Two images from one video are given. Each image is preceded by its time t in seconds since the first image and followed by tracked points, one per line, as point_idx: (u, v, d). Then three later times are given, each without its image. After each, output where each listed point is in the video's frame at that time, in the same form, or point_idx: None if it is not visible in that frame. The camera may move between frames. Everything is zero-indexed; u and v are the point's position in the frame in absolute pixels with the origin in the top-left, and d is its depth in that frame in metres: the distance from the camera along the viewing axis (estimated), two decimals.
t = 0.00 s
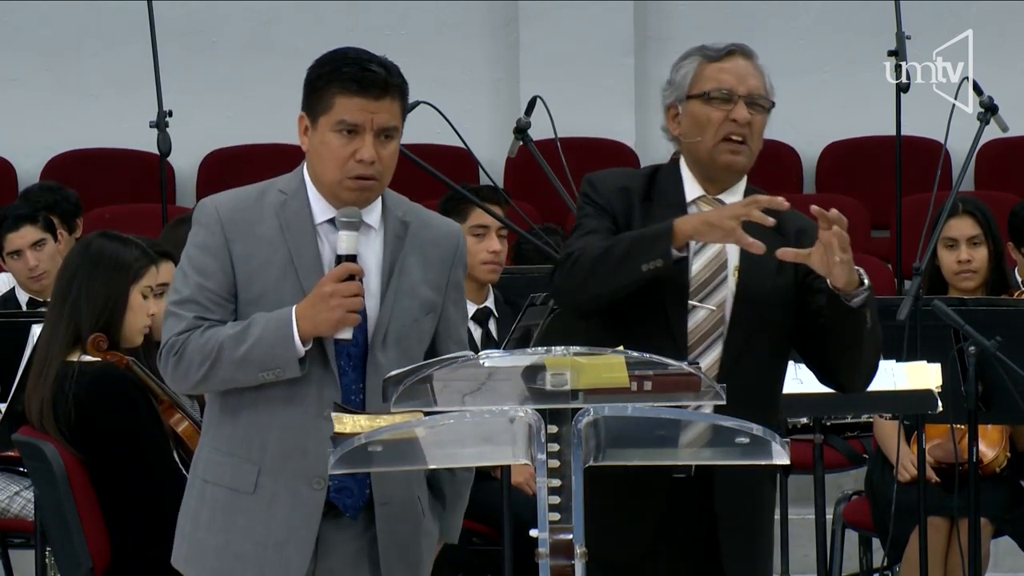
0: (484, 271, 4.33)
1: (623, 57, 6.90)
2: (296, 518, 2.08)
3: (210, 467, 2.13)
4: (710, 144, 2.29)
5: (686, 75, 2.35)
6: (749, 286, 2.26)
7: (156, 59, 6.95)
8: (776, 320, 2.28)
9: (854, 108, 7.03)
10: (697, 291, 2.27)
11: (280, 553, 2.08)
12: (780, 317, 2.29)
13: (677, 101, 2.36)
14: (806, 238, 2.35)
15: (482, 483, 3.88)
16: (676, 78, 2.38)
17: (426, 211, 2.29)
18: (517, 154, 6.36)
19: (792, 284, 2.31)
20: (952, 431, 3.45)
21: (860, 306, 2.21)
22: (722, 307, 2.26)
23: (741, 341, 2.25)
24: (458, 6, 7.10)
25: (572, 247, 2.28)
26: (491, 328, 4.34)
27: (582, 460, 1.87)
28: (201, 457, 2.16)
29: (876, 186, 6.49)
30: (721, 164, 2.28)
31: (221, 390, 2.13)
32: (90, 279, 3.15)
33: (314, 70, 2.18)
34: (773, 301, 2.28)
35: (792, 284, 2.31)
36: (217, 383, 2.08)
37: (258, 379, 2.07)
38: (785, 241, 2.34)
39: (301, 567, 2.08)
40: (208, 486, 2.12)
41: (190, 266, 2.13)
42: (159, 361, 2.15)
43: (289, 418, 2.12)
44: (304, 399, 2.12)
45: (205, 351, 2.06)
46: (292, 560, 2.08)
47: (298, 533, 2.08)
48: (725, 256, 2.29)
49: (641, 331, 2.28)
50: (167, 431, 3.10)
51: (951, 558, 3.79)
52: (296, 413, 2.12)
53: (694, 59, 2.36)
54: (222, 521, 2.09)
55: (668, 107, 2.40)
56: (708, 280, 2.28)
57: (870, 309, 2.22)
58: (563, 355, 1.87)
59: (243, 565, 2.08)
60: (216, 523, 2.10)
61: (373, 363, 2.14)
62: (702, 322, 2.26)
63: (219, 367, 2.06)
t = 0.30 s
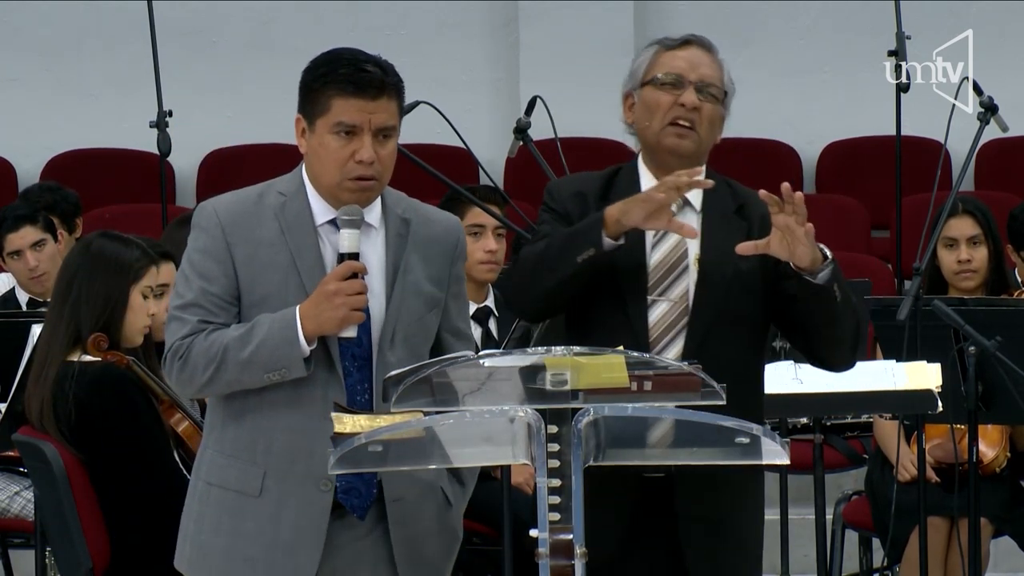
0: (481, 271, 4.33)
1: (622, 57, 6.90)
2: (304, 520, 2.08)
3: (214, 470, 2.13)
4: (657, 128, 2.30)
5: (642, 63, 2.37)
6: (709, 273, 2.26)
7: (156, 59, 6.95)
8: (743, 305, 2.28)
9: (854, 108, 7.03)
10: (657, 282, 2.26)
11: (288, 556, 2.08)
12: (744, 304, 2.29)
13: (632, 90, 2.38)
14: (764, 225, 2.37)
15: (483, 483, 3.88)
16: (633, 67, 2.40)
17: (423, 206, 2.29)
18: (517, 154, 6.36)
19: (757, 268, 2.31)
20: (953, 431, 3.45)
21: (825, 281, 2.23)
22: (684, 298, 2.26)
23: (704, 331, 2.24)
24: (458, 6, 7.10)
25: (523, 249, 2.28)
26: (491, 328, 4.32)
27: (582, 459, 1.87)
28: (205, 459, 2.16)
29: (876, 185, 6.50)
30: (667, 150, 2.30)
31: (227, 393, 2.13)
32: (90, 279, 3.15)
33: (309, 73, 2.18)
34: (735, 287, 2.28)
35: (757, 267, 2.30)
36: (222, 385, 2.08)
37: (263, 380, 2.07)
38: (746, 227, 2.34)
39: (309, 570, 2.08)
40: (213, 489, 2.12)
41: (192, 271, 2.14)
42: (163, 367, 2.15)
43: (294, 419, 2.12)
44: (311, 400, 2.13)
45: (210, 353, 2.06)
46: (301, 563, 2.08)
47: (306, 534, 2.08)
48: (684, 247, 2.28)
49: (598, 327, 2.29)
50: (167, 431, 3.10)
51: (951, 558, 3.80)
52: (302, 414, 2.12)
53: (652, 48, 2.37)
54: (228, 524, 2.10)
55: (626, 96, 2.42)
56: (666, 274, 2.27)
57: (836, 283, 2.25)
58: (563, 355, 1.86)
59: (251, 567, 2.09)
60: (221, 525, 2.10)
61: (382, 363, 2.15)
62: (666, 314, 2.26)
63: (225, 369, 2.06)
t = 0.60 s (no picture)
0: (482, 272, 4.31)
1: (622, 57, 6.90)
2: (304, 522, 2.10)
3: (210, 473, 2.14)
4: (614, 124, 2.39)
5: (595, 68, 2.48)
6: (679, 271, 2.33)
7: (156, 59, 6.95)
8: (716, 299, 2.34)
9: (854, 108, 7.03)
10: (629, 284, 2.35)
11: (286, 557, 2.09)
12: (720, 296, 2.35)
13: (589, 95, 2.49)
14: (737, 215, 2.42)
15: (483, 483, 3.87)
16: (589, 75, 2.51)
17: (415, 205, 2.31)
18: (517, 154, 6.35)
19: (731, 261, 2.37)
20: (953, 431, 3.44)
21: (802, 263, 2.26)
22: (656, 295, 2.35)
23: (680, 325, 2.32)
24: (458, 6, 7.10)
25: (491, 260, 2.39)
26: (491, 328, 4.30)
27: (582, 459, 1.87)
28: (200, 462, 2.17)
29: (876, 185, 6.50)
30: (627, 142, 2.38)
31: (223, 395, 2.14)
32: (91, 279, 3.15)
33: (298, 73, 2.22)
34: (709, 281, 2.34)
35: (731, 260, 2.36)
36: (218, 387, 2.10)
37: (259, 381, 2.08)
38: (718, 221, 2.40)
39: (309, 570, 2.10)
40: (209, 492, 2.13)
41: (185, 275, 2.15)
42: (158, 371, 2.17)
43: (291, 419, 2.14)
44: (306, 401, 2.14)
45: (205, 356, 2.08)
46: (298, 563, 2.10)
47: (305, 536, 2.10)
48: (654, 244, 2.37)
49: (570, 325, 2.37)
50: (167, 432, 3.10)
51: (951, 558, 3.80)
52: (298, 414, 2.14)
53: (603, 53, 2.48)
54: (225, 527, 2.11)
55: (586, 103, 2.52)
56: (637, 273, 2.35)
57: (812, 265, 2.28)
58: (564, 355, 1.86)
59: (249, 568, 2.10)
60: (218, 529, 2.11)
61: (378, 362, 2.16)
62: (640, 312, 2.35)
63: (220, 371, 2.08)
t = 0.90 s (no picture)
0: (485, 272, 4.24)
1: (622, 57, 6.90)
2: (289, 519, 2.10)
3: (197, 473, 2.13)
4: (583, 138, 2.42)
5: (551, 87, 2.52)
6: (664, 276, 2.34)
7: (156, 59, 6.95)
8: (705, 301, 2.35)
9: (854, 108, 7.03)
10: (615, 291, 2.37)
11: (273, 554, 2.09)
12: (707, 297, 2.35)
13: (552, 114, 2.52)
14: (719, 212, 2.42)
15: (484, 483, 3.87)
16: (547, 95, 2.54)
17: (396, 207, 2.32)
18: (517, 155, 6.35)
19: (714, 260, 2.37)
20: (953, 431, 3.44)
21: (784, 262, 2.26)
22: (643, 299, 2.36)
23: (669, 328, 2.32)
24: (458, 6, 7.10)
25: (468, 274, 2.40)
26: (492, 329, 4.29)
27: (582, 459, 1.87)
28: (186, 463, 2.16)
29: (875, 185, 6.50)
30: (600, 150, 2.41)
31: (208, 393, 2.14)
32: (90, 279, 3.15)
33: (276, 74, 2.25)
34: (694, 281, 2.35)
35: (714, 259, 2.37)
36: (202, 383, 2.09)
37: (243, 376, 2.08)
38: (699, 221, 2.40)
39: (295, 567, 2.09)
40: (195, 492, 2.12)
41: (168, 272, 2.15)
42: (142, 370, 2.16)
43: (276, 416, 2.13)
44: (291, 396, 2.14)
45: (188, 351, 2.07)
46: (286, 560, 2.09)
47: (293, 532, 2.10)
48: (639, 249, 2.39)
49: (558, 331, 2.38)
50: (167, 432, 3.10)
51: (951, 558, 3.80)
52: (283, 409, 2.13)
53: (554, 71, 2.52)
54: (212, 527, 2.10)
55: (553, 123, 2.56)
56: (622, 280, 2.37)
57: (795, 262, 2.27)
58: (564, 355, 1.86)
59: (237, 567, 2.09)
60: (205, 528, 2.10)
61: (364, 359, 2.17)
62: (627, 320, 2.36)
63: (203, 366, 2.07)
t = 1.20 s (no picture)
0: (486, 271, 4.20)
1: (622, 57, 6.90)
2: (268, 515, 2.07)
3: (177, 470, 2.11)
4: (588, 147, 2.44)
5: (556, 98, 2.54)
6: (667, 277, 2.32)
7: (156, 59, 6.95)
8: (709, 305, 2.33)
9: (854, 108, 7.03)
10: (619, 293, 2.36)
11: (253, 549, 2.06)
12: (711, 302, 2.33)
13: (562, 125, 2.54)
14: (730, 216, 2.40)
15: (485, 482, 3.86)
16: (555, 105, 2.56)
17: (383, 213, 2.33)
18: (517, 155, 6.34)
19: (721, 265, 2.35)
20: (952, 431, 3.44)
21: (788, 276, 2.23)
22: (649, 305, 2.34)
23: (672, 329, 2.30)
24: (458, 6, 7.10)
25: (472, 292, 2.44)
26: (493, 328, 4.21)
27: (582, 459, 1.87)
28: (166, 461, 2.14)
29: (875, 185, 6.50)
30: (603, 159, 2.41)
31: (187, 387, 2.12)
32: (90, 278, 3.13)
33: (259, 70, 2.25)
34: (698, 285, 2.33)
35: (721, 264, 2.35)
36: (183, 376, 2.07)
37: (223, 368, 2.06)
38: (708, 225, 2.38)
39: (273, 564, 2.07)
40: (176, 489, 2.10)
41: (149, 267, 2.14)
42: (122, 366, 2.14)
43: (257, 410, 2.11)
44: (272, 389, 2.12)
45: (168, 344, 2.06)
46: (264, 556, 2.07)
47: (273, 527, 2.07)
48: (647, 252, 2.38)
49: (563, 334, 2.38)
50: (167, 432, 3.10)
51: (951, 557, 3.81)
52: (262, 402, 2.11)
53: (558, 81, 2.54)
54: (192, 523, 2.08)
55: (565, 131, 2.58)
56: (626, 283, 2.37)
57: (798, 278, 2.24)
58: (564, 355, 1.86)
59: (216, 564, 2.06)
60: (186, 525, 2.08)
61: (341, 353, 2.14)
62: (629, 326, 2.35)
63: (183, 359, 2.06)
